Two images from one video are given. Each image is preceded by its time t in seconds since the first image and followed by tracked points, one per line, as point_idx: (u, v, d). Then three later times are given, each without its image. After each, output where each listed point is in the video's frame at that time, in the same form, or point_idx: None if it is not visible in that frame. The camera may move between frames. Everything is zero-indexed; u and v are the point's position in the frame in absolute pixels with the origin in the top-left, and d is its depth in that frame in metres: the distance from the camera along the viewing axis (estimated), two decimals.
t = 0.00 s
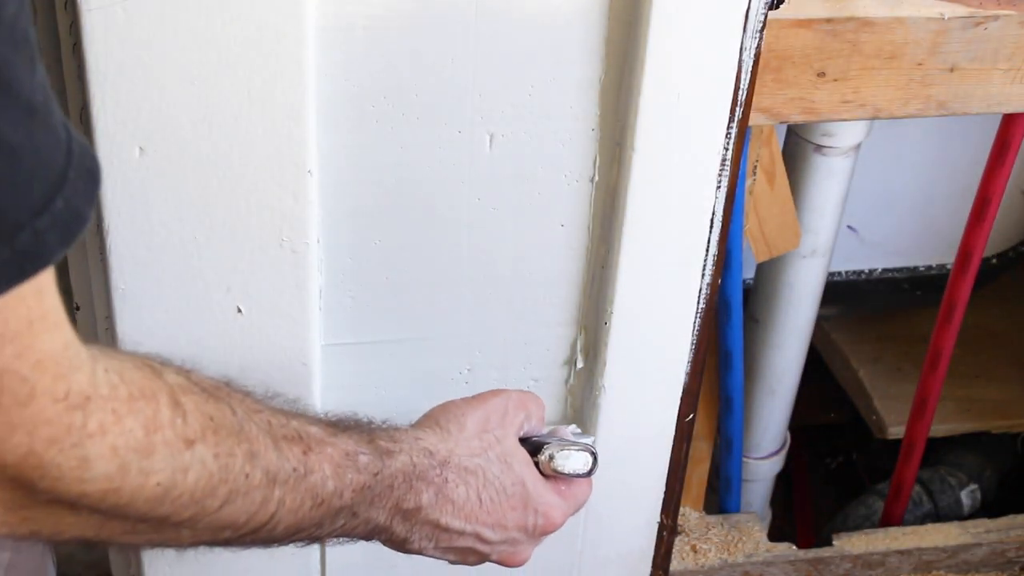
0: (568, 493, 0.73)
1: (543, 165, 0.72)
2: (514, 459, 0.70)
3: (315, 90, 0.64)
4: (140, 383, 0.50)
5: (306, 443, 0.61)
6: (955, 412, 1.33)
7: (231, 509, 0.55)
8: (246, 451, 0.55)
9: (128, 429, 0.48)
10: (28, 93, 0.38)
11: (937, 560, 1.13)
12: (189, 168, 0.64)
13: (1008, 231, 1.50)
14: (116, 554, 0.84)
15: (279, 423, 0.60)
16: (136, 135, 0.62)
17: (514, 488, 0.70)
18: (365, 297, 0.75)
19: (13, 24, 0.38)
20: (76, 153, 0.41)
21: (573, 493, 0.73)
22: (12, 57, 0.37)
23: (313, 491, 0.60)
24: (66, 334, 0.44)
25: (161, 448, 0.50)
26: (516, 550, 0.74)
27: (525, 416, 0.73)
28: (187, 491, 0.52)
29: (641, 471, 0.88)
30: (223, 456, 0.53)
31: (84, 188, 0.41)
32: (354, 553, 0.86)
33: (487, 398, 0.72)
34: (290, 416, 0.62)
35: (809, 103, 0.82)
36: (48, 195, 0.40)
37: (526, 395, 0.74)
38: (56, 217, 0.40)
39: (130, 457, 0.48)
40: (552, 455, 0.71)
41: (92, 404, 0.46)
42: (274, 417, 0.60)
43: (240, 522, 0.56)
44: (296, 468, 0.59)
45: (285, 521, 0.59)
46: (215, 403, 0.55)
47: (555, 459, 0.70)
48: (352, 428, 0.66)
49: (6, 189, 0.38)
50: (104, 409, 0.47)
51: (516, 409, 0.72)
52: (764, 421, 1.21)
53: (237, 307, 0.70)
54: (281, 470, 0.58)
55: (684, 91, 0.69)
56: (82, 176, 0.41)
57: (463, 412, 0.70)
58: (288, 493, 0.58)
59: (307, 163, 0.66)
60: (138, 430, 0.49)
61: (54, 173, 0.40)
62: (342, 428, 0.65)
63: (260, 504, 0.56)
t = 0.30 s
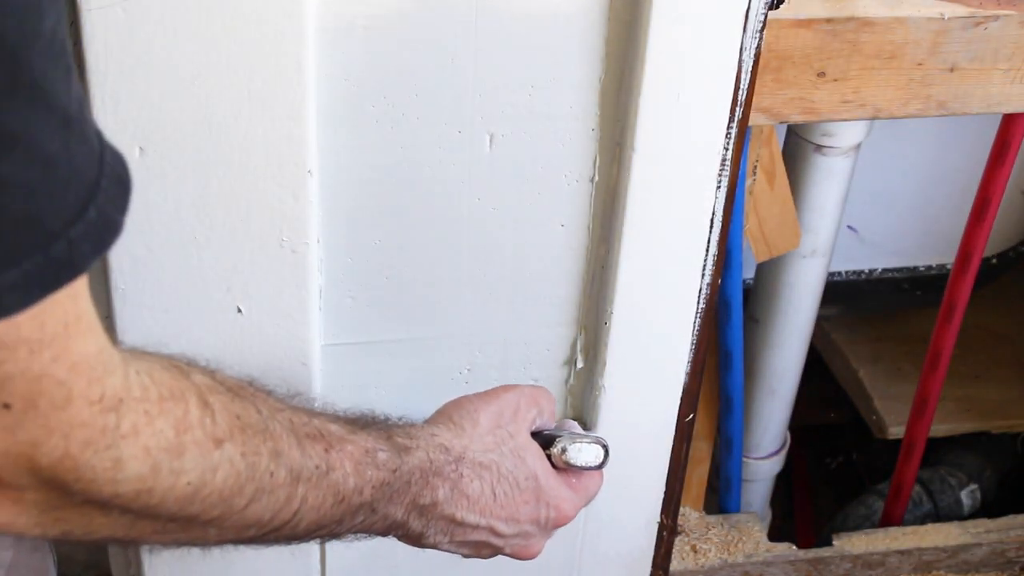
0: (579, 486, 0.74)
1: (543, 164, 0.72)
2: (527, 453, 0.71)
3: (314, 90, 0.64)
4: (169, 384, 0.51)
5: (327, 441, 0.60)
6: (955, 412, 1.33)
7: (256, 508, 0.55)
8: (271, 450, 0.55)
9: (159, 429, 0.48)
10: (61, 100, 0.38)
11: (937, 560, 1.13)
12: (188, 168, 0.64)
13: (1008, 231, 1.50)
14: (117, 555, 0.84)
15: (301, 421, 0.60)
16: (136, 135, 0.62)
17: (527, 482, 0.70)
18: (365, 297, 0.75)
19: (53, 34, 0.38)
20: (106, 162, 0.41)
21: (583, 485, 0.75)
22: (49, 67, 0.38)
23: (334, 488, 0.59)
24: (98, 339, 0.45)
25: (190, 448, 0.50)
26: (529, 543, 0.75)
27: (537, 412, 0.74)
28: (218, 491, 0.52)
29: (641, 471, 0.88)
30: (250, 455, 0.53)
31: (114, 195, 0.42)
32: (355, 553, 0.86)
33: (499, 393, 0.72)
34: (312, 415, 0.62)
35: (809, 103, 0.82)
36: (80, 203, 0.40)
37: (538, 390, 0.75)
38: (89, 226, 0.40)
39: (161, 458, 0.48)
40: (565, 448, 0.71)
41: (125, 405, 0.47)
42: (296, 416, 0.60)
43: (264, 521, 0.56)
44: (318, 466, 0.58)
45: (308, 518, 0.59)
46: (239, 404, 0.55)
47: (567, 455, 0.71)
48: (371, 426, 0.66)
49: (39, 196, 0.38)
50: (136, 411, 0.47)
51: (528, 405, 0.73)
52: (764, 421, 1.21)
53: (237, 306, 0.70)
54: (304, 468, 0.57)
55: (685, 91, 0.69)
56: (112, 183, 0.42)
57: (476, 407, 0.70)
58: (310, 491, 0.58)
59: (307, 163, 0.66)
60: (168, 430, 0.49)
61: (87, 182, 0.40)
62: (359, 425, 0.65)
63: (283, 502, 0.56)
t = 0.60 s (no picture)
0: (577, 466, 0.73)
1: (543, 164, 0.72)
2: (526, 437, 0.70)
3: (315, 90, 0.64)
4: (168, 383, 0.51)
5: (327, 434, 0.60)
6: (955, 412, 1.33)
7: (257, 504, 0.55)
8: (271, 446, 0.56)
9: (159, 430, 0.48)
10: (67, 103, 0.39)
11: (937, 560, 1.13)
12: (189, 168, 0.64)
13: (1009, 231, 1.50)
14: (117, 555, 0.84)
15: (302, 415, 0.60)
16: (137, 135, 0.62)
17: (526, 467, 0.70)
18: (365, 297, 0.75)
19: (59, 38, 0.39)
20: (112, 165, 0.42)
21: (582, 464, 0.73)
22: (55, 71, 0.38)
23: (334, 481, 0.60)
24: (98, 340, 0.44)
25: (190, 447, 0.50)
26: (526, 520, 0.74)
27: (537, 397, 0.72)
28: (219, 488, 0.52)
29: (641, 471, 0.88)
30: (249, 452, 0.54)
31: (120, 197, 0.42)
32: (355, 553, 0.86)
33: (500, 379, 0.71)
34: (311, 407, 0.62)
35: (809, 103, 0.82)
36: (87, 206, 0.40)
37: (540, 374, 0.73)
38: (96, 228, 0.41)
39: (161, 458, 0.49)
40: (561, 423, 0.71)
41: (124, 407, 0.47)
42: (296, 410, 0.60)
43: (265, 514, 0.56)
44: (318, 459, 0.59)
45: (306, 511, 0.59)
46: (238, 399, 0.55)
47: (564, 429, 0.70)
48: (372, 416, 0.66)
49: (46, 199, 0.38)
50: (134, 412, 0.47)
51: (530, 391, 0.72)
52: (764, 421, 1.21)
53: (237, 307, 0.70)
54: (304, 461, 0.58)
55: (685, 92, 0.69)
56: (118, 186, 0.42)
57: (478, 392, 0.70)
58: (310, 484, 0.58)
59: (307, 163, 0.66)
60: (168, 430, 0.49)
61: (93, 185, 0.40)
62: (360, 416, 0.64)
63: (284, 497, 0.56)
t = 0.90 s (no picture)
0: (580, 399, 0.72)
1: (543, 164, 0.72)
2: (524, 379, 0.69)
3: (315, 89, 0.64)
4: (153, 374, 0.52)
5: (320, 403, 0.61)
6: (955, 412, 1.33)
7: (253, 483, 0.56)
8: (262, 423, 0.56)
9: (145, 422, 0.50)
10: (66, 96, 0.39)
11: (937, 560, 1.13)
12: (190, 167, 0.64)
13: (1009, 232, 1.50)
14: (117, 554, 0.84)
15: (291, 386, 0.60)
16: (137, 135, 0.62)
17: (527, 408, 0.69)
18: (365, 297, 0.75)
19: (58, 31, 0.40)
20: (108, 158, 0.43)
21: (585, 399, 0.72)
22: (54, 63, 0.39)
23: (331, 449, 0.60)
24: (84, 338, 0.46)
25: (178, 437, 0.51)
26: (539, 464, 0.73)
27: (531, 340, 0.71)
28: (214, 475, 0.53)
29: (641, 472, 0.88)
30: (239, 433, 0.54)
31: (116, 191, 0.43)
32: (355, 553, 0.85)
33: (489, 323, 0.69)
34: (299, 376, 0.62)
35: (809, 103, 0.82)
36: (83, 198, 0.41)
37: (530, 316, 0.72)
38: (89, 221, 0.41)
39: (149, 451, 0.50)
40: (556, 354, 0.69)
41: (111, 403, 0.48)
42: (286, 381, 0.60)
43: (264, 492, 0.57)
44: (312, 430, 0.59)
45: (307, 482, 0.60)
46: (225, 379, 0.56)
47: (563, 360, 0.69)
48: (363, 378, 0.65)
49: (42, 191, 0.39)
50: (121, 407, 0.48)
51: (520, 333, 0.70)
52: (764, 421, 1.21)
53: (237, 306, 0.70)
54: (298, 434, 0.58)
55: (685, 92, 0.69)
56: (113, 180, 0.43)
57: (468, 339, 0.69)
58: (307, 456, 0.59)
59: (307, 163, 0.66)
60: (155, 422, 0.50)
61: (89, 178, 0.41)
62: (350, 379, 0.64)
63: (281, 472, 0.57)
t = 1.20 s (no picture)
0: (581, 349, 0.70)
1: (542, 165, 0.72)
2: (519, 332, 0.67)
3: (315, 89, 0.64)
4: (124, 363, 0.51)
5: (302, 375, 0.61)
6: (955, 412, 1.33)
7: (235, 465, 0.56)
8: (239, 403, 0.56)
9: (115, 414, 0.49)
10: (45, 80, 0.40)
11: (937, 560, 1.13)
12: (190, 167, 0.64)
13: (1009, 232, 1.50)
14: (118, 554, 0.84)
15: (269, 362, 0.60)
16: (137, 135, 0.62)
17: (524, 361, 0.68)
18: (365, 297, 0.75)
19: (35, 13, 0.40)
20: (89, 147, 0.42)
21: (584, 348, 0.70)
22: (32, 45, 0.39)
23: (317, 421, 0.61)
24: (49, 331, 0.45)
25: (149, 427, 0.51)
26: (541, 419, 0.72)
27: (526, 292, 0.68)
28: (189, 462, 0.53)
29: (642, 472, 0.88)
30: (215, 418, 0.54)
31: (96, 179, 0.43)
32: (352, 551, 0.85)
33: (482, 276, 0.67)
34: (279, 349, 0.62)
35: (809, 103, 0.82)
36: (61, 183, 0.41)
37: (525, 267, 0.69)
38: (69, 206, 0.41)
39: (120, 443, 0.49)
40: (551, 303, 0.66)
41: (78, 398, 0.47)
42: (265, 357, 0.60)
43: (246, 472, 0.58)
44: (293, 405, 0.59)
45: (293, 458, 0.60)
46: (200, 362, 0.56)
47: (556, 313, 0.65)
48: (348, 344, 0.65)
49: (21, 173, 0.39)
50: (89, 401, 0.48)
51: (515, 285, 0.67)
52: (764, 421, 1.20)
53: (237, 306, 0.70)
54: (278, 413, 0.58)
55: (684, 92, 0.69)
56: (94, 166, 0.43)
57: (458, 294, 0.66)
58: (289, 432, 0.59)
59: (307, 163, 0.66)
60: (125, 414, 0.50)
61: (68, 162, 0.41)
62: (334, 347, 0.64)
63: (265, 449, 0.58)
